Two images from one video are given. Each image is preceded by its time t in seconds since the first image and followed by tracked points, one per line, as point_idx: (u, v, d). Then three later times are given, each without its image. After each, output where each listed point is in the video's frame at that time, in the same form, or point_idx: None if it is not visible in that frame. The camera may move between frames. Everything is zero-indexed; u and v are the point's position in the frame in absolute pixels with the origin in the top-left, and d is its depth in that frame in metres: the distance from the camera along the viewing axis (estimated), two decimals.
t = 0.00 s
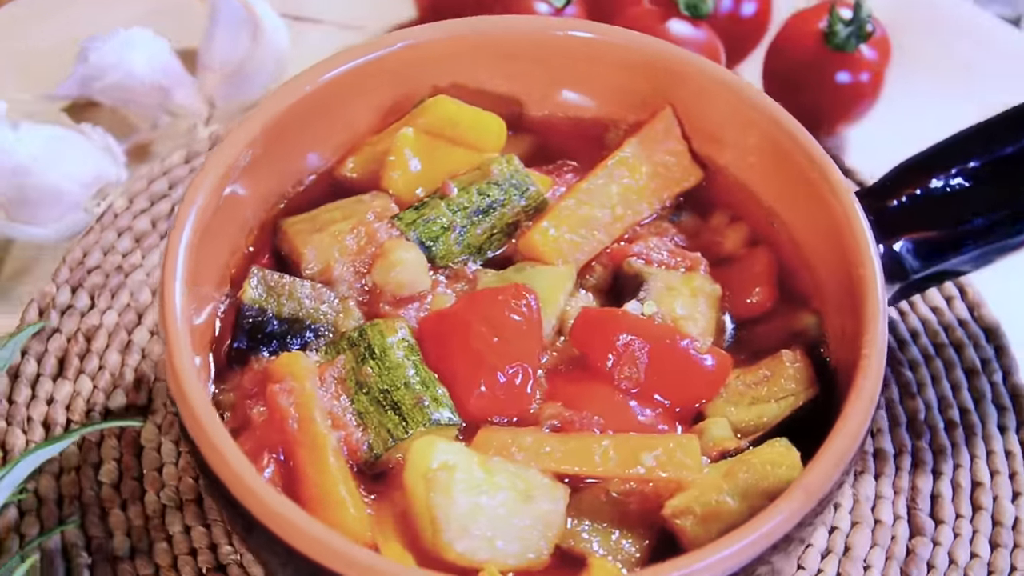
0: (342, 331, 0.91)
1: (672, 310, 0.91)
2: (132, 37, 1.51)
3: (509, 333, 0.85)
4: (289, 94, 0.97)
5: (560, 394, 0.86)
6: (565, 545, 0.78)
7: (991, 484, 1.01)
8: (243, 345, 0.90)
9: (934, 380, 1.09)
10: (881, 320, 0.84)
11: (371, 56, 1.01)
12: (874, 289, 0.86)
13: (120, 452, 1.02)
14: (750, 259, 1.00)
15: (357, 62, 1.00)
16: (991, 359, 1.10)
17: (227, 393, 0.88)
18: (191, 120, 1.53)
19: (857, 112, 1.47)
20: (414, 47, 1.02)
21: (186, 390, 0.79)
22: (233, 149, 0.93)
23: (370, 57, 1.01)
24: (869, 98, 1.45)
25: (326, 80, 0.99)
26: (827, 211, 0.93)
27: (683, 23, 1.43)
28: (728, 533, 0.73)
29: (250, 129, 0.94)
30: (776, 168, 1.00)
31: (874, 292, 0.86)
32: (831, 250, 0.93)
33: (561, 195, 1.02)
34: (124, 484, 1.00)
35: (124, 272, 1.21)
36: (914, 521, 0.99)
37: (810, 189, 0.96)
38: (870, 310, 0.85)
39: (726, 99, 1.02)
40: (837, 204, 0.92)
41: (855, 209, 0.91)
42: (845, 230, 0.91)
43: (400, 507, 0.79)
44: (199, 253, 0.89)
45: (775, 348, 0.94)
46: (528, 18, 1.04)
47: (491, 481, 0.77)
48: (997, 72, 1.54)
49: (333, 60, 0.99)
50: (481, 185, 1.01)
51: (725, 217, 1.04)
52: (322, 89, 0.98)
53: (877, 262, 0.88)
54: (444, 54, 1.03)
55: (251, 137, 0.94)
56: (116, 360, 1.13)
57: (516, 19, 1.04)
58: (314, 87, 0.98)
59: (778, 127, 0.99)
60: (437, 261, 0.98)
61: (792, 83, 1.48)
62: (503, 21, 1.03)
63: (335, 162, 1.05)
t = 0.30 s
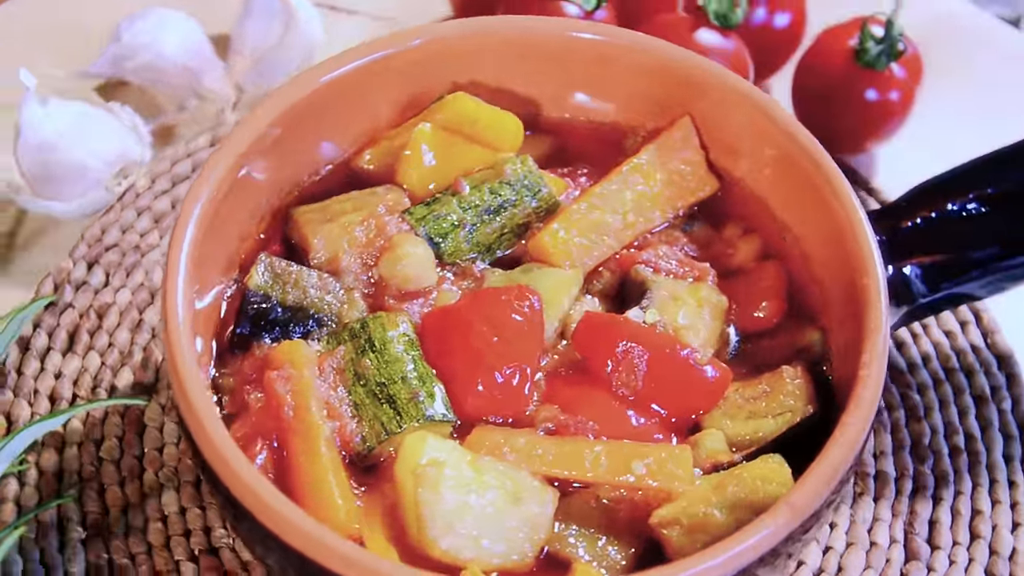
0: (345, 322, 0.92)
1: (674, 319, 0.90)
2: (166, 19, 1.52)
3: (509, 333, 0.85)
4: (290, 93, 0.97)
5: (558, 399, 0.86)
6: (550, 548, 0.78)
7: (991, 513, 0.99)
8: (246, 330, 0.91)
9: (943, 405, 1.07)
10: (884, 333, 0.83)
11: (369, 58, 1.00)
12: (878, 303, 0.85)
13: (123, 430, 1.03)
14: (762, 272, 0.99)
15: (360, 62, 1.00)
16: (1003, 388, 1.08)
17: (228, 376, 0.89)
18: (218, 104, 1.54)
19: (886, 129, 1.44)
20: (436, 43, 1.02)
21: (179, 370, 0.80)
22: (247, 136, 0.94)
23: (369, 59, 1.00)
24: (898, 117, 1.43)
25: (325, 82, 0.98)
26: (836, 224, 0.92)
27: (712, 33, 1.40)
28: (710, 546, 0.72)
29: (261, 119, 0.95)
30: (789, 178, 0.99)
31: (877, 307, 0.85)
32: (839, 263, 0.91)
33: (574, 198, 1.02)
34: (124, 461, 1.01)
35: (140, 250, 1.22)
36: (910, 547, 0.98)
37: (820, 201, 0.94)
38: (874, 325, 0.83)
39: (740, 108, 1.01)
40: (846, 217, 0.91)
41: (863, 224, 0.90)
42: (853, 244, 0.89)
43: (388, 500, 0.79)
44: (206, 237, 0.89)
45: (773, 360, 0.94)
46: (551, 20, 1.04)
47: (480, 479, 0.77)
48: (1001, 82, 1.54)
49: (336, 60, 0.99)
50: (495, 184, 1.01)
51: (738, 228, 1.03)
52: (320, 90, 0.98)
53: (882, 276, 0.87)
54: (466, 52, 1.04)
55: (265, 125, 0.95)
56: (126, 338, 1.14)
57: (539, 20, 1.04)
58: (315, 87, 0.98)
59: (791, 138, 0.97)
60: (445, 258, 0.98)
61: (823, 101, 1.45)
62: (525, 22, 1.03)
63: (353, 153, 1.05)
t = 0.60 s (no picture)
0: (350, 312, 0.92)
1: (676, 330, 0.89)
2: None
3: (510, 334, 0.85)
4: (293, 93, 0.96)
5: (555, 402, 0.85)
6: (532, 551, 0.78)
7: (989, 546, 0.98)
8: (250, 313, 0.91)
9: (949, 434, 1.06)
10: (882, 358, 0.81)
11: (369, 59, 1.00)
12: (881, 323, 0.83)
13: (128, 404, 1.04)
14: (774, 288, 0.98)
15: (379, 56, 1.00)
16: (1012, 421, 1.07)
17: (230, 357, 0.90)
18: (251, 89, 1.56)
19: (919, 151, 1.40)
20: (461, 40, 1.02)
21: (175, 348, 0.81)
22: (264, 122, 0.95)
23: (372, 58, 1.00)
24: (930, 139, 1.39)
25: (329, 80, 0.98)
26: (845, 243, 0.91)
27: (745, 45, 1.37)
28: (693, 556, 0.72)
29: (274, 109, 0.95)
30: (803, 195, 0.97)
31: (881, 329, 0.83)
32: (847, 282, 0.90)
33: (588, 202, 1.02)
34: (125, 436, 1.02)
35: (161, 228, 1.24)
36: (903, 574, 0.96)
37: (832, 219, 0.93)
38: (875, 347, 0.82)
39: (757, 118, 1.00)
40: (856, 236, 0.90)
41: (871, 243, 0.89)
42: (861, 264, 0.88)
43: (377, 492, 0.79)
44: (215, 219, 0.90)
45: (776, 380, 0.92)
46: (577, 23, 1.04)
47: (467, 477, 0.77)
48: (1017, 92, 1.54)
49: (342, 59, 0.99)
50: (510, 183, 1.01)
51: (752, 243, 1.02)
52: (323, 89, 0.98)
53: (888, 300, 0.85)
54: (491, 51, 1.04)
55: (283, 111, 0.96)
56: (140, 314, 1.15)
57: (565, 23, 1.04)
58: (319, 86, 0.97)
59: (807, 154, 0.96)
60: (454, 254, 0.98)
61: (855, 120, 1.40)
62: (552, 23, 1.03)
63: (373, 145, 1.06)
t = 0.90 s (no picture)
0: (355, 303, 0.93)
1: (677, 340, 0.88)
2: None
3: (511, 334, 0.85)
4: (295, 95, 0.96)
5: (552, 406, 0.85)
6: (518, 553, 0.78)
7: None
8: (254, 301, 0.92)
9: (953, 460, 1.04)
10: (881, 382, 0.80)
11: (376, 58, 1.00)
12: (881, 343, 0.82)
13: (134, 384, 1.05)
14: (784, 305, 0.97)
15: (402, 49, 1.00)
16: (1018, 451, 1.05)
17: (233, 342, 0.91)
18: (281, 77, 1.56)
19: (946, 173, 1.38)
20: (484, 39, 1.02)
21: (173, 329, 0.82)
22: (280, 110, 0.95)
23: (377, 58, 1.00)
24: (956, 162, 1.38)
25: (331, 81, 0.98)
26: (852, 260, 0.90)
27: (772, 58, 1.35)
28: (676, 567, 0.71)
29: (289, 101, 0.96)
30: (814, 210, 0.96)
31: (881, 352, 0.82)
32: (852, 300, 0.89)
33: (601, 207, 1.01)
34: (129, 414, 1.03)
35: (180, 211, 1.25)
36: None
37: (840, 236, 0.92)
38: (873, 367, 0.81)
39: (772, 130, 0.99)
40: (862, 254, 0.89)
41: (877, 261, 0.88)
42: (866, 283, 0.87)
43: (366, 485, 0.79)
44: (224, 204, 0.91)
45: (778, 395, 0.91)
46: (601, 27, 1.04)
47: (456, 475, 0.77)
48: None
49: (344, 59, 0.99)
50: (522, 184, 1.01)
51: (765, 257, 1.01)
52: (325, 90, 0.98)
53: (890, 323, 0.84)
54: (515, 51, 1.04)
55: (299, 102, 0.96)
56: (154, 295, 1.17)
57: (589, 27, 1.04)
58: (320, 87, 0.97)
59: (819, 169, 0.95)
60: (463, 253, 0.98)
61: (881, 140, 1.37)
62: (576, 26, 1.03)
63: (391, 139, 1.06)
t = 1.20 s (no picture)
0: (361, 293, 0.93)
1: (676, 351, 0.89)
2: None
3: (511, 332, 0.85)
4: (291, 100, 0.95)
5: (547, 410, 0.85)
6: (500, 554, 0.78)
7: None
8: (263, 284, 0.93)
9: (954, 492, 1.03)
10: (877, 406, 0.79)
11: (375, 60, 0.99)
12: (882, 360, 0.81)
13: (143, 359, 1.06)
14: (790, 323, 0.96)
15: (426, 44, 1.01)
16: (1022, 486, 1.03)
17: (238, 324, 0.92)
18: (316, 64, 1.57)
19: (977, 201, 1.37)
20: (510, 39, 1.03)
21: (173, 312, 0.81)
22: (301, 97, 0.96)
23: (376, 60, 0.99)
24: (987, 190, 1.36)
25: (327, 85, 0.97)
26: (859, 276, 0.89)
27: (804, 75, 1.34)
28: None
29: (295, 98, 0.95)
30: (827, 231, 0.95)
31: (878, 376, 0.80)
32: (858, 318, 0.88)
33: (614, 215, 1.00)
34: (135, 388, 1.04)
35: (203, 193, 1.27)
36: None
37: (848, 251, 0.91)
38: (871, 386, 0.80)
39: (787, 143, 0.98)
40: (868, 270, 0.88)
41: (882, 279, 0.87)
42: (869, 300, 0.86)
43: (355, 475, 0.79)
44: (235, 185, 0.91)
45: (779, 413, 0.90)
46: (628, 33, 1.03)
47: (442, 471, 0.77)
48: None
49: (341, 61, 0.98)
50: (537, 185, 1.01)
51: (777, 273, 1.00)
52: (321, 93, 0.97)
53: (892, 340, 0.82)
54: (540, 52, 1.04)
55: (320, 90, 0.97)
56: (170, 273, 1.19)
57: (616, 31, 1.03)
58: (316, 90, 0.97)
59: (834, 188, 0.94)
60: (473, 251, 0.98)
61: (904, 163, 1.36)
62: (604, 30, 1.03)
63: (414, 133, 1.07)
